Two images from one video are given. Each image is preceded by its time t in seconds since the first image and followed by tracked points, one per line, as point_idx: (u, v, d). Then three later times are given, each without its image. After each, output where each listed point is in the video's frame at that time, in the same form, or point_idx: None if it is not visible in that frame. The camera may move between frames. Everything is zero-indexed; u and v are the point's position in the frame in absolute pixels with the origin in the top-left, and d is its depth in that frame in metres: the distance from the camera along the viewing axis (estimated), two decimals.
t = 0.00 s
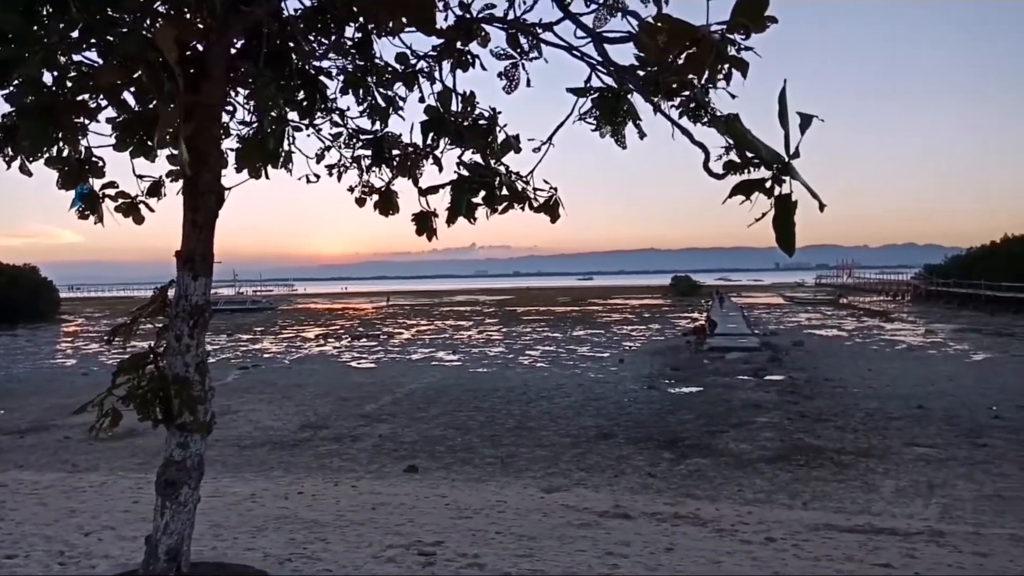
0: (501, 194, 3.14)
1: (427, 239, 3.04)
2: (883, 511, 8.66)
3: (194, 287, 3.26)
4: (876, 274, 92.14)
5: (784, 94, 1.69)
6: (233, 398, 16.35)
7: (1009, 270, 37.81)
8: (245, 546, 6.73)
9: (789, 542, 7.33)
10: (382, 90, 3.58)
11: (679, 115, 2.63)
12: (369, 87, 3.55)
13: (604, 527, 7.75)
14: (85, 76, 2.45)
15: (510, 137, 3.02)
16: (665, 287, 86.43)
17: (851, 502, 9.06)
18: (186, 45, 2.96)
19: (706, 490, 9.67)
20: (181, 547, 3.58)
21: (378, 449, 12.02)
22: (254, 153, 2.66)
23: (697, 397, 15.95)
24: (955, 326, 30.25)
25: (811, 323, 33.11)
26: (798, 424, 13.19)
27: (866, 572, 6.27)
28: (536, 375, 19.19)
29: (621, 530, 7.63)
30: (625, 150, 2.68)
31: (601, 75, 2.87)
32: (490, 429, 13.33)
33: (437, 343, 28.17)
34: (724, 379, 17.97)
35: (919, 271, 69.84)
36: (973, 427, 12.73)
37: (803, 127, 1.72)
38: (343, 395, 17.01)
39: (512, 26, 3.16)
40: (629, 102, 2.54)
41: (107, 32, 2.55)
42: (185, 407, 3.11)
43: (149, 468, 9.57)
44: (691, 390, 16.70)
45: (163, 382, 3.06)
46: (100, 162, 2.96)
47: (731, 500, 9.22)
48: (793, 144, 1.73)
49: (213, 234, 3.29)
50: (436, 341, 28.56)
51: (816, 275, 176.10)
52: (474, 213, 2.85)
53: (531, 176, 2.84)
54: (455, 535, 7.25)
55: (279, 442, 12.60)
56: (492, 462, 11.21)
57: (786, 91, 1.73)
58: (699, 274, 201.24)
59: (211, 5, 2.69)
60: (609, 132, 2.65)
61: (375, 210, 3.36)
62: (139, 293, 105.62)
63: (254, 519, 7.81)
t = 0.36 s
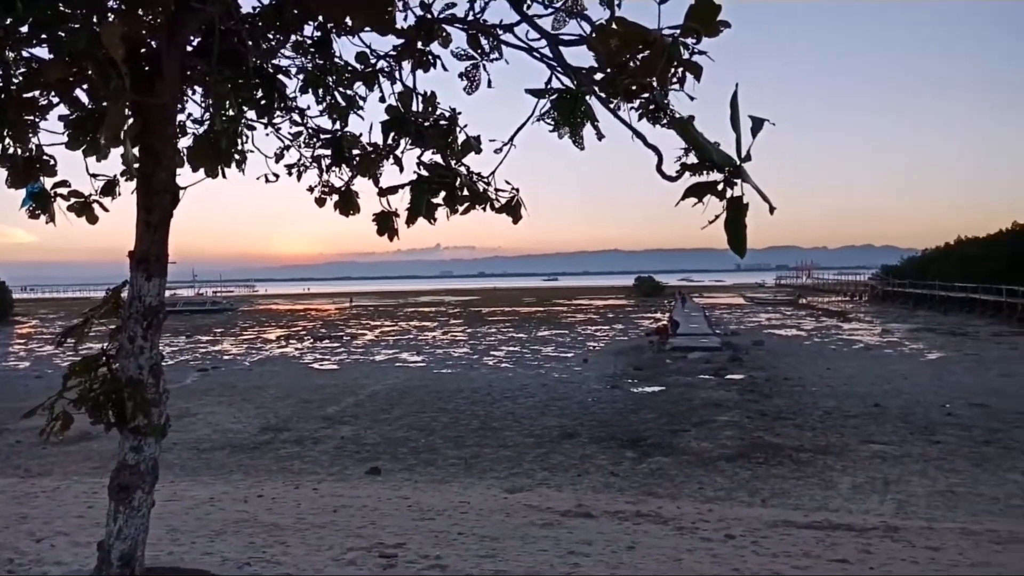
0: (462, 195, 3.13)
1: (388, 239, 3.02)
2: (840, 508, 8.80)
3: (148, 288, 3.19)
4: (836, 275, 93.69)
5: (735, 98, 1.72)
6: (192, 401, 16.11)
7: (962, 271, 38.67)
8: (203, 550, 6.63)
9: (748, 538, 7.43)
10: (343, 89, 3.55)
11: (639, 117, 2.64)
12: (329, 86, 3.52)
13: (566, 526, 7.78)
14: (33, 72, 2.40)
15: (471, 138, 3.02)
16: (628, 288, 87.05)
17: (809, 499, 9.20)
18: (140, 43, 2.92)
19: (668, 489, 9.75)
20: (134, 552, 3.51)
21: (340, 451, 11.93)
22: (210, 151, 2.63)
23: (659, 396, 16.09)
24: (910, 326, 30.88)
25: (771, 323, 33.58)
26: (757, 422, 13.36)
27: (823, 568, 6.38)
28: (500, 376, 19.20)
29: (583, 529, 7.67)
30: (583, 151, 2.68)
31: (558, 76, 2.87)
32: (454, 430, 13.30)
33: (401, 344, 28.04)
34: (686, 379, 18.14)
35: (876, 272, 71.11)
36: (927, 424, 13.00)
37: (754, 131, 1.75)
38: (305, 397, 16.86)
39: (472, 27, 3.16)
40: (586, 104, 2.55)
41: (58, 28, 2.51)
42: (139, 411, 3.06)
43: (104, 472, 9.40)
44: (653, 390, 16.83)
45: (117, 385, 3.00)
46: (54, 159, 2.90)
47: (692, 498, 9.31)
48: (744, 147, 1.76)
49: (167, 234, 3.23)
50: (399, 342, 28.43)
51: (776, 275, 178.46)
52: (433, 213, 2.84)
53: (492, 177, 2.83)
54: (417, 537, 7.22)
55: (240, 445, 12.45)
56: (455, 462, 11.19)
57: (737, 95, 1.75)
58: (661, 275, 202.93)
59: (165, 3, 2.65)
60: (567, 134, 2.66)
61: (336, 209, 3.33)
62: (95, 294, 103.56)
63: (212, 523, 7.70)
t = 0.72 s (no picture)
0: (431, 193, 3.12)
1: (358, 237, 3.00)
2: (807, 501, 8.93)
3: (111, 287, 3.12)
4: (803, 271, 94.78)
5: (697, 96, 1.76)
6: (160, 402, 15.90)
7: (925, 267, 39.33)
8: (172, 552, 6.56)
9: (718, 532, 7.51)
10: (309, 85, 3.52)
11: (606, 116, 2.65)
12: (295, 82, 3.49)
13: (538, 522, 7.81)
14: None
15: (438, 135, 3.01)
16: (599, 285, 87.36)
17: (777, 492, 9.32)
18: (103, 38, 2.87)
19: (639, 484, 9.82)
20: (100, 554, 3.46)
21: (311, 450, 11.85)
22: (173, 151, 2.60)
23: (630, 392, 16.19)
24: (875, 321, 31.35)
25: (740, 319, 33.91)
26: (727, 417, 13.50)
27: (790, 560, 6.47)
28: (472, 374, 19.19)
29: (555, 525, 7.70)
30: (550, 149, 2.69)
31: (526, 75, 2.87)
32: (426, 428, 13.27)
33: (372, 342, 27.90)
34: (656, 375, 18.27)
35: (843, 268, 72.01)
36: (892, 418, 13.21)
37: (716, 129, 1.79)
38: (275, 397, 16.72)
39: (439, 24, 3.14)
40: (554, 102, 2.55)
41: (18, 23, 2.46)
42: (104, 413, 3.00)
43: (70, 474, 9.25)
44: (625, 386, 16.92)
45: (81, 386, 2.95)
46: (14, 156, 2.85)
47: (663, 493, 9.39)
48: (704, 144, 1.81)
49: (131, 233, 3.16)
50: (371, 341, 28.29)
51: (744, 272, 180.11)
52: (402, 210, 2.83)
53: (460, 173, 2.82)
54: (389, 535, 7.21)
55: (209, 445, 12.33)
56: (427, 461, 11.17)
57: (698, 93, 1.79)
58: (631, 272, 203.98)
59: None
60: (535, 131, 2.66)
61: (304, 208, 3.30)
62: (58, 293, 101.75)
63: (182, 524, 7.62)
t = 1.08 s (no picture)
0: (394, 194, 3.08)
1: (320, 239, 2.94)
2: (771, 502, 9.00)
3: (64, 291, 2.96)
4: (768, 274, 95.86)
5: (657, 100, 1.75)
6: (120, 408, 15.62)
7: (887, 270, 39.97)
8: (130, 561, 6.42)
9: (682, 534, 7.54)
10: (271, 85, 3.44)
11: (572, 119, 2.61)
12: (256, 82, 3.41)
13: (504, 526, 7.77)
14: None
15: (400, 136, 2.97)
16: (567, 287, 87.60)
17: (742, 493, 9.39)
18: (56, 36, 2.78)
19: (605, 486, 9.83)
20: (52, 566, 3.31)
21: (275, 456, 11.71)
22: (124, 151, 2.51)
23: (597, 395, 16.22)
24: (838, 323, 31.81)
25: (705, 322, 34.21)
26: (692, 419, 13.58)
27: (754, 561, 6.50)
28: (439, 377, 19.11)
29: (521, 529, 7.67)
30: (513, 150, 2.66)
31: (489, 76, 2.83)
32: (392, 432, 13.18)
33: (338, 345, 27.69)
34: (623, 377, 18.35)
35: (807, 271, 72.96)
36: (854, 419, 13.39)
37: (673, 133, 1.79)
38: (238, 401, 16.51)
39: (402, 24, 3.09)
40: (517, 103, 2.52)
41: None
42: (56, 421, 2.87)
43: (24, 483, 9.03)
44: (592, 388, 16.95)
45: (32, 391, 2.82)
46: None
47: (628, 495, 9.42)
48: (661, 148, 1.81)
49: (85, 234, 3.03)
50: (337, 344, 28.08)
51: (710, 274, 181.76)
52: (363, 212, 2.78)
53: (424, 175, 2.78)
54: (353, 541, 7.13)
55: (171, 451, 12.13)
56: (393, 465, 11.09)
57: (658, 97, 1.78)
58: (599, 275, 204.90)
59: None
60: (498, 133, 2.63)
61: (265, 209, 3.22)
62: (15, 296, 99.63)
63: (140, 532, 7.47)
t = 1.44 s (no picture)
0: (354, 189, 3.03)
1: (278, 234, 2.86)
2: (730, 495, 9.11)
3: (13, 287, 2.66)
4: (730, 271, 96.90)
5: (612, 99, 1.77)
6: (75, 407, 15.31)
7: (845, 267, 40.62)
8: (84, 562, 6.30)
9: (644, 528, 7.59)
10: (227, 78, 3.37)
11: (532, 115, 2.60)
12: (212, 76, 3.34)
13: (467, 523, 7.76)
14: None
15: (359, 132, 2.93)
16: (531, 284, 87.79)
17: (702, 487, 9.49)
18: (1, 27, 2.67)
19: (568, 482, 9.88)
20: None
21: (234, 455, 11.55)
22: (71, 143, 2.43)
23: (560, 391, 16.28)
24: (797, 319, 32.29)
25: (668, 317, 34.52)
26: (655, 413, 13.70)
27: (713, 554, 6.58)
28: (403, 374, 19.03)
29: (484, 525, 7.67)
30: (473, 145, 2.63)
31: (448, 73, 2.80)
32: (354, 430, 13.09)
33: (300, 342, 27.43)
34: (586, 372, 18.43)
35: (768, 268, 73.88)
36: (812, 413, 13.60)
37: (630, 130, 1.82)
38: (197, 400, 16.27)
39: (361, 20, 3.04)
40: (477, 98, 2.50)
41: None
42: None
43: None
44: (555, 384, 17.00)
45: None
46: None
47: (591, 490, 9.46)
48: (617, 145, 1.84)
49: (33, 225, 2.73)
50: (299, 341, 27.82)
51: (672, 271, 183.30)
52: (320, 208, 2.73)
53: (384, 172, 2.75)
54: (314, 540, 7.07)
55: (127, 450, 11.91)
56: (355, 463, 11.01)
57: (614, 95, 1.79)
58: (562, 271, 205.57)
59: None
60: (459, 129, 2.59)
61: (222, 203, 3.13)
62: None
63: (95, 533, 7.33)
